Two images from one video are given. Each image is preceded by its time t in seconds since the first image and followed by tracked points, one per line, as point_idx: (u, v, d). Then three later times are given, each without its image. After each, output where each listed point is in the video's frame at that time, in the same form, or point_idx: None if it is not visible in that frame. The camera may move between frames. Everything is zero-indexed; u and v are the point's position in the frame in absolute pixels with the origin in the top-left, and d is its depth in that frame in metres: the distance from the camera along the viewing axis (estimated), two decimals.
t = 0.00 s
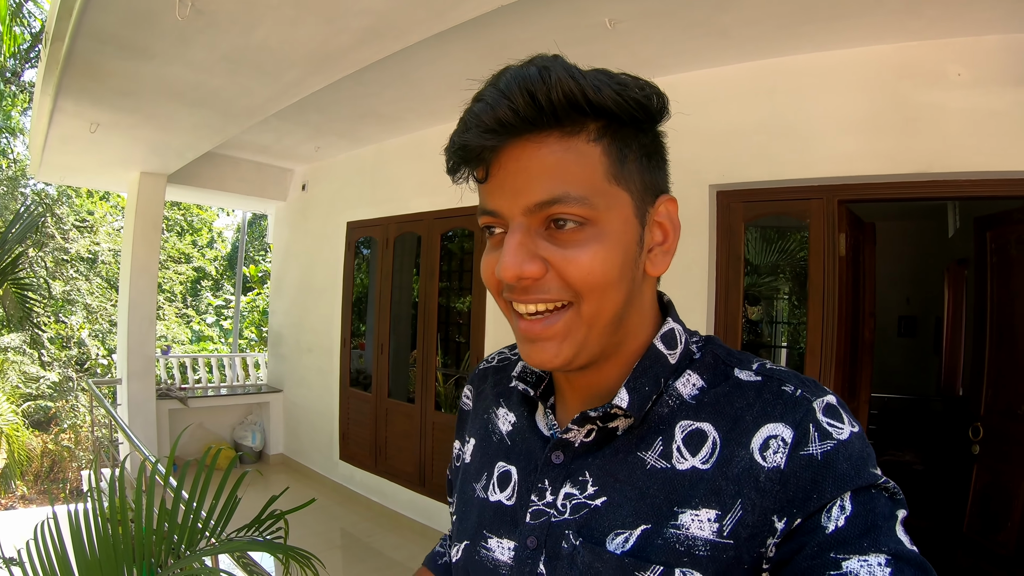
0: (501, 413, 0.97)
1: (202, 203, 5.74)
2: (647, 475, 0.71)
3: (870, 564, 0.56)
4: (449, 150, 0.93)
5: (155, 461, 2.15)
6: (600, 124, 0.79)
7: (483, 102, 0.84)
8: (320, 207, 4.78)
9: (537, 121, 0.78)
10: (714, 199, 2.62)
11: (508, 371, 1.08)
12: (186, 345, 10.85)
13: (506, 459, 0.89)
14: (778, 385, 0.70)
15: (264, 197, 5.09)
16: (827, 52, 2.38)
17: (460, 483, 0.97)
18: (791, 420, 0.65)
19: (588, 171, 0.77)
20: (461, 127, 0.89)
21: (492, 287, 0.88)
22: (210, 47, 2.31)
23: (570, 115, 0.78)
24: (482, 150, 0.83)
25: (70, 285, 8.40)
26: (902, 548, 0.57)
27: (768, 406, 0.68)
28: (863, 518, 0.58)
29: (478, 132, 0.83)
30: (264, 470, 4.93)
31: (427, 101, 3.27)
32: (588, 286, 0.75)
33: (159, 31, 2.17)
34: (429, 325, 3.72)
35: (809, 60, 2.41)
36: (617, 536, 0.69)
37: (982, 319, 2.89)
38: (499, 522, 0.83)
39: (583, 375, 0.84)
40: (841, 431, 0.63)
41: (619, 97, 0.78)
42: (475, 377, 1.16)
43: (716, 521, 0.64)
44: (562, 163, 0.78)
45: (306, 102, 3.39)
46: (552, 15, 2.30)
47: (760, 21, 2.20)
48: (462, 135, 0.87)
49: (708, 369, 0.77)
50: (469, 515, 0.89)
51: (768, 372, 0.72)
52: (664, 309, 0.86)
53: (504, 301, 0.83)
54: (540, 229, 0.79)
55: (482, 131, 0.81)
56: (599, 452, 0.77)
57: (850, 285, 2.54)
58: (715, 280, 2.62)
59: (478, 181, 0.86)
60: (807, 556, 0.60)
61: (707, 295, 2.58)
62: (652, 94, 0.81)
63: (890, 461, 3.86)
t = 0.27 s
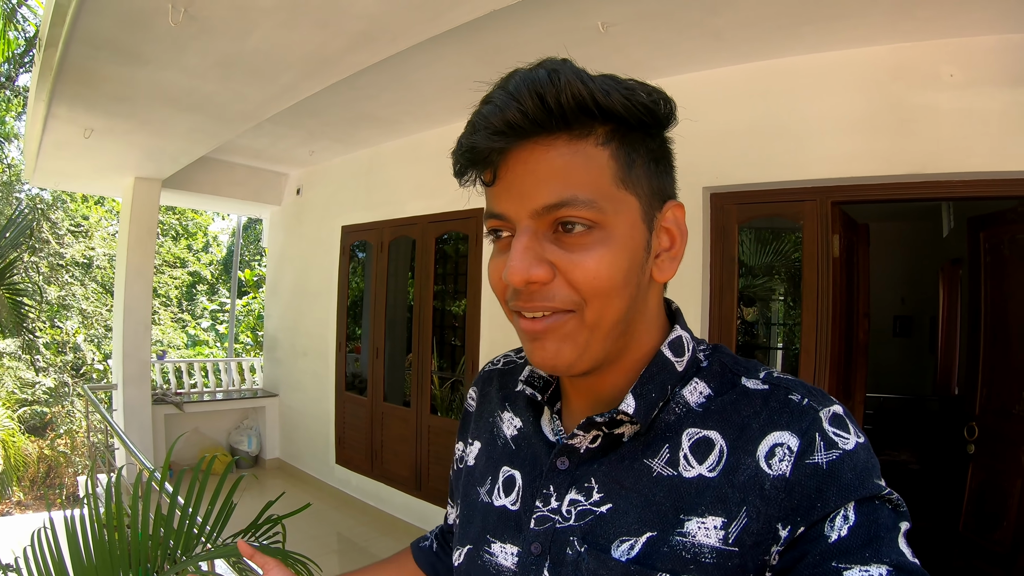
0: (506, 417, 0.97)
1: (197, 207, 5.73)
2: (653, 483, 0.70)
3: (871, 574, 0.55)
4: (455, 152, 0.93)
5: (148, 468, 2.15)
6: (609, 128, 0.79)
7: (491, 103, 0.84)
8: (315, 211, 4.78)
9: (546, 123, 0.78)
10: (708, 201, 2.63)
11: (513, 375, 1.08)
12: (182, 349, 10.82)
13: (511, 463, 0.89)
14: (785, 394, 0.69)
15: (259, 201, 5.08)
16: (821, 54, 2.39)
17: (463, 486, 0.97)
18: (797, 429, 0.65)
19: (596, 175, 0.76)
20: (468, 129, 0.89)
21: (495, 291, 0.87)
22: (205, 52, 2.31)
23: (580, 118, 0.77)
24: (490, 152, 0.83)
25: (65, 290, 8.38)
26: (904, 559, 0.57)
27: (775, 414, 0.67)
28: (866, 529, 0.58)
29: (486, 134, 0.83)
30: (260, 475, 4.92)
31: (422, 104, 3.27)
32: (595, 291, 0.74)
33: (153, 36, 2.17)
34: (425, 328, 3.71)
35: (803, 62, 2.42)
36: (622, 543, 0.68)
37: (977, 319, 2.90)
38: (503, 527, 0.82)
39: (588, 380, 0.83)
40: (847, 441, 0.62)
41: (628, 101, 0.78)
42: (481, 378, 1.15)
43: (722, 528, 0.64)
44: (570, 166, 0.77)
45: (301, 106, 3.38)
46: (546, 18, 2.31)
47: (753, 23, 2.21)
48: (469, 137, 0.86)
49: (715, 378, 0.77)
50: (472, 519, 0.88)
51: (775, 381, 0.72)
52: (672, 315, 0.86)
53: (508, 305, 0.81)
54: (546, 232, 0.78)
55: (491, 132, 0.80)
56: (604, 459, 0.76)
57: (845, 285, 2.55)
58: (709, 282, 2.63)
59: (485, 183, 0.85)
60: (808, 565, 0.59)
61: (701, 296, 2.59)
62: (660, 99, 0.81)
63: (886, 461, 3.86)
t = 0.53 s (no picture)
0: (499, 423, 0.96)
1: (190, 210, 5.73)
2: (652, 486, 0.70)
3: (871, 568, 0.55)
4: (448, 150, 0.88)
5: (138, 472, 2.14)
6: (611, 131, 0.79)
7: (494, 101, 0.80)
8: (309, 212, 4.77)
9: (557, 124, 0.76)
10: (699, 201, 2.64)
11: (504, 381, 1.08)
12: (178, 352, 10.81)
13: (507, 470, 0.89)
14: (780, 392, 0.69)
15: (253, 203, 5.07)
16: (811, 54, 2.39)
17: (458, 494, 0.96)
18: (793, 426, 0.64)
19: (603, 178, 0.76)
20: (466, 127, 0.85)
21: (492, 296, 0.84)
22: (196, 56, 2.31)
23: (588, 119, 0.77)
24: (495, 152, 0.80)
25: (59, 293, 8.35)
26: (902, 552, 0.56)
27: (771, 413, 0.67)
28: (864, 523, 0.57)
29: (490, 132, 0.79)
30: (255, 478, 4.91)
31: (414, 106, 3.27)
32: (604, 294, 0.74)
33: (144, 40, 2.17)
34: (418, 329, 3.72)
35: (793, 61, 2.43)
36: (623, 547, 0.68)
37: (969, 316, 2.91)
38: (501, 534, 0.82)
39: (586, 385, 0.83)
40: (843, 437, 0.62)
41: (633, 105, 0.79)
42: (471, 386, 1.15)
43: (722, 528, 0.63)
44: (579, 169, 0.76)
45: (294, 108, 3.39)
46: (537, 20, 2.31)
47: (743, 23, 2.22)
48: (470, 135, 0.82)
49: (710, 378, 0.76)
50: (469, 527, 0.88)
51: (770, 379, 0.72)
52: (664, 319, 0.85)
53: (512, 310, 0.79)
54: (554, 236, 0.77)
55: (498, 132, 0.77)
56: (602, 463, 0.76)
57: (837, 285, 2.56)
58: (701, 282, 2.64)
59: (485, 185, 0.82)
60: (808, 561, 0.59)
61: (693, 297, 2.60)
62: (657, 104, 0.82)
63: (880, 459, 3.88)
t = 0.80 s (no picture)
0: (494, 428, 0.98)
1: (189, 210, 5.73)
2: (643, 480, 0.70)
3: (864, 553, 0.56)
4: (464, 138, 0.85)
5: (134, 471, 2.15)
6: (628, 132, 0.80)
7: (523, 92, 0.78)
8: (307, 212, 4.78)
9: (587, 121, 0.76)
10: (693, 202, 2.65)
11: (499, 386, 1.09)
12: (176, 352, 10.81)
13: (503, 472, 0.90)
14: (767, 384, 0.70)
15: (251, 203, 5.08)
16: (806, 55, 2.40)
17: (456, 500, 0.98)
18: (781, 417, 0.65)
19: (622, 177, 0.78)
20: (487, 114, 0.81)
21: (504, 291, 0.83)
22: (193, 58, 2.32)
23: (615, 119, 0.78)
24: (522, 146, 0.78)
25: (58, 293, 8.36)
26: (894, 536, 0.57)
27: (758, 405, 0.68)
28: (855, 509, 0.58)
29: (519, 124, 0.77)
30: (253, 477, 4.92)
31: (412, 106, 3.28)
32: (623, 291, 0.76)
33: (141, 42, 2.17)
34: (415, 329, 3.73)
35: (788, 62, 2.44)
36: (617, 542, 0.68)
37: (964, 317, 2.93)
38: (498, 535, 0.83)
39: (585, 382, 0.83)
40: (831, 426, 0.62)
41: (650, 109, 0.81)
42: (467, 395, 1.16)
43: (714, 520, 0.64)
44: (604, 167, 0.76)
45: (291, 108, 3.39)
46: (533, 21, 2.32)
47: (738, 24, 2.23)
48: (494, 124, 0.79)
49: (698, 372, 0.77)
50: (466, 530, 0.89)
51: (756, 371, 0.72)
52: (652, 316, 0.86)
53: (529, 306, 0.79)
54: (575, 233, 0.77)
55: (531, 125, 0.76)
56: (595, 460, 0.77)
57: (831, 285, 2.57)
58: (695, 282, 2.65)
59: (504, 179, 0.80)
60: (801, 549, 0.59)
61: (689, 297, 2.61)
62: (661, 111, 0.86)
63: (876, 459, 3.89)
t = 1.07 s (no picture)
0: (501, 424, 0.98)
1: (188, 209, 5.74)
2: (649, 481, 0.71)
3: (868, 557, 0.56)
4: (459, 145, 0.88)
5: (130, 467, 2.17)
6: (625, 136, 0.79)
7: (510, 99, 0.80)
8: (306, 211, 4.78)
9: (573, 127, 0.77)
10: (691, 202, 2.66)
11: (507, 383, 1.10)
12: (174, 350, 10.81)
13: (510, 469, 0.90)
14: (774, 385, 0.70)
15: (249, 202, 5.08)
16: (804, 55, 2.40)
17: (463, 494, 0.98)
18: (787, 419, 0.65)
19: (613, 183, 0.77)
20: (479, 122, 0.84)
21: (496, 295, 0.85)
22: (191, 57, 2.32)
23: (604, 124, 0.77)
24: (508, 153, 0.79)
25: (57, 291, 8.37)
26: (899, 541, 0.57)
27: (765, 406, 0.68)
28: (860, 513, 0.58)
29: (504, 131, 0.79)
30: (251, 476, 4.93)
31: (411, 105, 3.28)
32: (610, 300, 0.75)
33: (140, 41, 2.18)
34: (413, 328, 3.73)
35: (786, 62, 2.44)
36: (622, 541, 0.69)
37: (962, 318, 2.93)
38: (504, 531, 0.83)
39: (584, 385, 0.84)
40: (836, 429, 0.63)
41: (646, 111, 0.79)
42: (475, 388, 1.17)
43: (719, 521, 0.65)
44: (591, 174, 0.76)
45: (290, 107, 3.40)
46: (531, 21, 2.33)
47: (736, 24, 2.23)
48: (483, 131, 0.82)
49: (705, 373, 0.77)
50: (473, 526, 0.90)
51: (764, 372, 0.73)
52: (659, 316, 0.86)
53: (516, 312, 0.80)
54: (562, 239, 0.77)
55: (513, 132, 0.77)
56: (601, 459, 0.77)
57: (829, 286, 2.58)
58: (694, 282, 2.65)
59: (494, 184, 0.82)
60: (805, 553, 0.60)
61: (685, 297, 2.61)
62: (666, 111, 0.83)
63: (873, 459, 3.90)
